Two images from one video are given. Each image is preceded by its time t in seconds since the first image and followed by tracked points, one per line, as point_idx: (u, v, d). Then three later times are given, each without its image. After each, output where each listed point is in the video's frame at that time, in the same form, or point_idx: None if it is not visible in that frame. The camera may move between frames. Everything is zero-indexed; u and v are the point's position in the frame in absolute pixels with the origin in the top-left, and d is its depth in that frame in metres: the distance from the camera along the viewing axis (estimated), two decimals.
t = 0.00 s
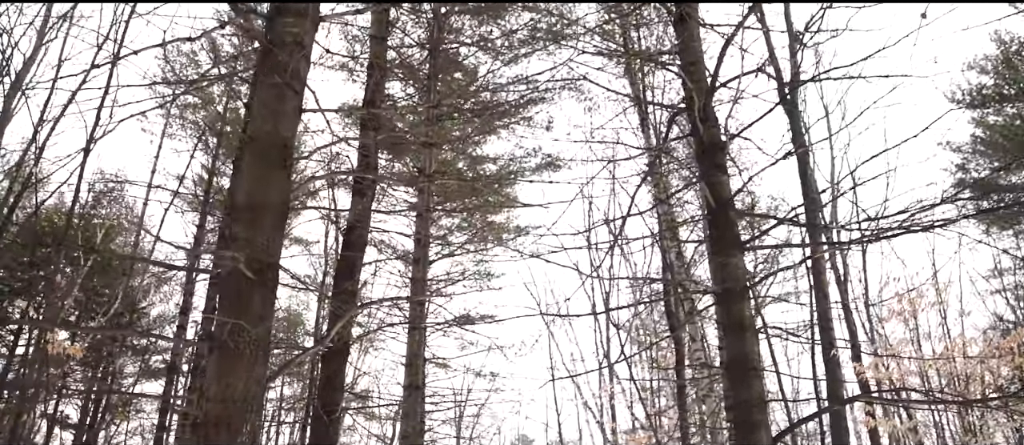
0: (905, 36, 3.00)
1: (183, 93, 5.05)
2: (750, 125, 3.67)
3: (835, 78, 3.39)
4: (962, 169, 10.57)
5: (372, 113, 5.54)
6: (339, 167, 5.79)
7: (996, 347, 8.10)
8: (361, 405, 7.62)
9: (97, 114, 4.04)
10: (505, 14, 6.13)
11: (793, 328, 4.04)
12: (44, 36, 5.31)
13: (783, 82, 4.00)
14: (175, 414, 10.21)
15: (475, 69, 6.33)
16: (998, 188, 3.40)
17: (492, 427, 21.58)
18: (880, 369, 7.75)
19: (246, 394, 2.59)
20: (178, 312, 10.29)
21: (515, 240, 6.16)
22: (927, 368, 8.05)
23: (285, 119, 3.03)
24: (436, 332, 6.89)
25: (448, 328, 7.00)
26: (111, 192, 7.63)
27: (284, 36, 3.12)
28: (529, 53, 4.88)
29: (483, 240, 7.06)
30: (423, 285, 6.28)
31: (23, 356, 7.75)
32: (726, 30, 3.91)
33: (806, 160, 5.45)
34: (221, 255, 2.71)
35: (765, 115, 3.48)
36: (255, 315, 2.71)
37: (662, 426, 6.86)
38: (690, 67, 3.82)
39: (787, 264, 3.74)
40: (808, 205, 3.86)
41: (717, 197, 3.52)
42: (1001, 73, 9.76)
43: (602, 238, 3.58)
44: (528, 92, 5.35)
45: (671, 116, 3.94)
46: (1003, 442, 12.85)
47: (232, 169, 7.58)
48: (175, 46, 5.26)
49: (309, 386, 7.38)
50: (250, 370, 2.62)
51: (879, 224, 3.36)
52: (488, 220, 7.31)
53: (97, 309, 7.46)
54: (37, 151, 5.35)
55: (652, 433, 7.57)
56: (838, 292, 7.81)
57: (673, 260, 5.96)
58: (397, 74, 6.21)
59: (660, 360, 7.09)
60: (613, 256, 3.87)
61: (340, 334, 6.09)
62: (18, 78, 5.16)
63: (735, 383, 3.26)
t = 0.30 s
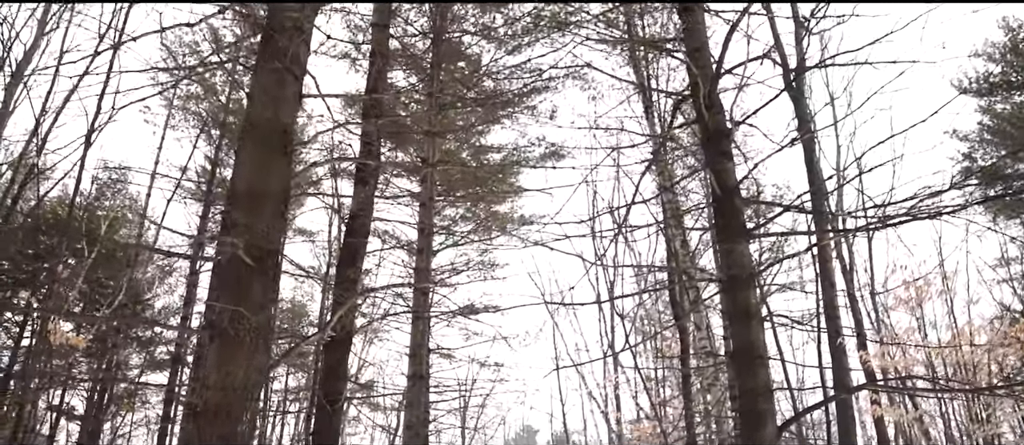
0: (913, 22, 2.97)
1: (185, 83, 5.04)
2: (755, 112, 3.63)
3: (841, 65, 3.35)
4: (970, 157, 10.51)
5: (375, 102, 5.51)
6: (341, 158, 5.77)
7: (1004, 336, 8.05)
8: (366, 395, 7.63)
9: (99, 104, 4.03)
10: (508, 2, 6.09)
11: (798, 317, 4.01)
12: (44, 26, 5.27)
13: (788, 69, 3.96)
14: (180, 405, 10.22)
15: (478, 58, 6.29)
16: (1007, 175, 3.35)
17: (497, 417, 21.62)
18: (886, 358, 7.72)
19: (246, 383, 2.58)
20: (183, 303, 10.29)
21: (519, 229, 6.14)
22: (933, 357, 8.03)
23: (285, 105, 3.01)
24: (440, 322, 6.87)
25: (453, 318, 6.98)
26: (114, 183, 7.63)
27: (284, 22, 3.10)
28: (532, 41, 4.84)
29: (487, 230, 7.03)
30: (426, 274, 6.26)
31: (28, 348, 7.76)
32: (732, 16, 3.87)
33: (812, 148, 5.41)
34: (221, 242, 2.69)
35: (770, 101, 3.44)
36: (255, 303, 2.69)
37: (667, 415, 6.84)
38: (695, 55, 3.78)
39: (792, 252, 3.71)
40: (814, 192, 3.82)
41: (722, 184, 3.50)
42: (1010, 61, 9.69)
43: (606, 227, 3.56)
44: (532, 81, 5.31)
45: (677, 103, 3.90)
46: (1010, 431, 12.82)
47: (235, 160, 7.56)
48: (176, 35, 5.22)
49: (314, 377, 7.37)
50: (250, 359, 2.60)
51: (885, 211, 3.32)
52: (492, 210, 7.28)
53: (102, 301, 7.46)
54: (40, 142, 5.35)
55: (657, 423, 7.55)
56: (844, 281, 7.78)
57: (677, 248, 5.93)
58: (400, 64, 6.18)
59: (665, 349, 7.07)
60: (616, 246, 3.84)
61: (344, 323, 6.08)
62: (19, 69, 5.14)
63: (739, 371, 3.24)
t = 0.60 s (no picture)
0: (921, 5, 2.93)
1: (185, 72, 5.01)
2: (760, 96, 3.59)
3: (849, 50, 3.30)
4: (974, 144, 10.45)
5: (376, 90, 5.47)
6: (343, 146, 5.75)
7: (1010, 323, 8.02)
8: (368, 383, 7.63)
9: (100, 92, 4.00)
10: None
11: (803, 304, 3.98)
12: (42, 15, 5.24)
13: (794, 52, 3.91)
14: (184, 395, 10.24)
15: (480, 45, 6.24)
16: (1014, 162, 3.32)
17: (500, 407, 21.69)
18: (891, 345, 7.70)
19: (245, 368, 2.59)
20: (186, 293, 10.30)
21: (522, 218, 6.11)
22: (937, 344, 8.01)
23: (284, 87, 2.97)
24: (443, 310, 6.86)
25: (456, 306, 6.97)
26: (116, 174, 7.61)
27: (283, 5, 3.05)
28: (534, 27, 4.81)
29: (490, 219, 7.01)
30: (429, 263, 6.24)
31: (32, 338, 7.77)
32: None
33: (817, 134, 5.37)
34: (219, 227, 2.68)
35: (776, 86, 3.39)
36: (254, 287, 2.68)
37: (670, 403, 6.83)
38: (699, 39, 3.72)
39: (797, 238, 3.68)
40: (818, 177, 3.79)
41: (728, 170, 3.45)
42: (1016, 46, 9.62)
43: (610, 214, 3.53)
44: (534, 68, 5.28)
45: (681, 88, 3.85)
46: (1014, 418, 12.82)
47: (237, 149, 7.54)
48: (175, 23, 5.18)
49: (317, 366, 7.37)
50: (250, 345, 2.61)
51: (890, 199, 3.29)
52: (495, 198, 7.26)
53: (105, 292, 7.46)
54: (40, 132, 5.32)
55: (661, 411, 7.54)
56: (849, 268, 7.75)
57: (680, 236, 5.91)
58: (401, 52, 6.14)
59: (670, 338, 7.04)
60: (619, 232, 3.81)
61: (345, 312, 6.07)
62: (18, 58, 5.11)
63: (738, 354, 3.26)
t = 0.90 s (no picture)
0: None
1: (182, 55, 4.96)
2: (765, 78, 3.53)
3: (854, 31, 3.24)
4: (979, 129, 10.38)
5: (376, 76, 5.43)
6: (342, 132, 5.71)
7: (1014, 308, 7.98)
8: (370, 370, 7.61)
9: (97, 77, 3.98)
10: None
11: (807, 288, 3.94)
12: None
13: (798, 33, 3.84)
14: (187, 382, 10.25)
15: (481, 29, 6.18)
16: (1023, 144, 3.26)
17: (504, 393, 21.76)
18: (894, 330, 7.67)
19: (242, 352, 2.57)
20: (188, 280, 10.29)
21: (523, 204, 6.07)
22: (941, 330, 7.98)
23: (280, 66, 2.91)
24: (445, 295, 6.82)
25: (457, 291, 6.94)
26: (116, 161, 7.57)
27: None
28: (536, 10, 4.75)
29: (491, 205, 6.97)
30: (430, 248, 6.21)
31: (33, 326, 7.76)
32: None
33: (821, 118, 5.32)
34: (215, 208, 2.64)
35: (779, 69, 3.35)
36: (252, 269, 2.65)
37: (672, 389, 6.81)
38: (703, 21, 3.66)
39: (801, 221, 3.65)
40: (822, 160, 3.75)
41: (731, 154, 3.41)
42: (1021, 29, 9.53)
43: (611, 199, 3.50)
44: (534, 51, 5.24)
45: (685, 71, 3.80)
46: (1017, 404, 12.79)
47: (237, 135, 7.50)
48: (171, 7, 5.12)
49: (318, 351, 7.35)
50: (247, 328, 2.58)
51: (894, 182, 3.25)
52: (496, 184, 7.21)
53: (106, 279, 7.44)
54: (38, 118, 5.29)
55: (663, 397, 7.52)
56: (852, 253, 7.71)
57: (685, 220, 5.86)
58: (400, 36, 6.08)
59: (672, 324, 7.01)
60: (621, 216, 3.76)
61: (346, 298, 6.05)
62: (15, 42, 5.08)
63: (741, 338, 3.24)
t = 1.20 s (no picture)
0: None
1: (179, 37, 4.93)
2: (767, 59, 3.50)
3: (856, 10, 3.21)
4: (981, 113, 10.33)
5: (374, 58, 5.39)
6: (341, 115, 5.68)
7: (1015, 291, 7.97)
8: (371, 355, 7.61)
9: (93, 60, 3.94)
10: None
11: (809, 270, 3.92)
12: None
13: (801, 14, 3.80)
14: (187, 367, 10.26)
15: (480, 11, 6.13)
16: None
17: (505, 378, 21.83)
18: (894, 314, 7.67)
19: (238, 332, 2.56)
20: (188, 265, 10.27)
21: (523, 187, 6.04)
22: (941, 313, 7.98)
23: (276, 45, 2.89)
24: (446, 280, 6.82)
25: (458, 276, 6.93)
26: (115, 146, 7.55)
27: None
28: None
29: (491, 189, 6.94)
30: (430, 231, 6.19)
31: (33, 311, 7.76)
32: None
33: (823, 100, 5.28)
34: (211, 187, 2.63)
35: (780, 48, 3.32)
36: (248, 248, 2.64)
37: (673, 373, 6.81)
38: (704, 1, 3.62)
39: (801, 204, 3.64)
40: (822, 142, 3.72)
41: (732, 134, 3.39)
42: None
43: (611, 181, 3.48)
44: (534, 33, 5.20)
45: (687, 53, 3.77)
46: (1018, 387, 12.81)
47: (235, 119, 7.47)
48: None
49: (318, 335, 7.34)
50: (242, 308, 2.57)
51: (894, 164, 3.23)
52: (496, 169, 7.19)
53: (105, 264, 7.43)
54: (34, 102, 5.25)
55: (663, 381, 7.52)
56: (854, 237, 7.69)
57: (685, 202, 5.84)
58: (399, 19, 6.03)
59: (672, 307, 7.00)
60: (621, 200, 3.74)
61: (345, 281, 6.04)
62: (10, 24, 5.04)
63: (741, 319, 3.23)
